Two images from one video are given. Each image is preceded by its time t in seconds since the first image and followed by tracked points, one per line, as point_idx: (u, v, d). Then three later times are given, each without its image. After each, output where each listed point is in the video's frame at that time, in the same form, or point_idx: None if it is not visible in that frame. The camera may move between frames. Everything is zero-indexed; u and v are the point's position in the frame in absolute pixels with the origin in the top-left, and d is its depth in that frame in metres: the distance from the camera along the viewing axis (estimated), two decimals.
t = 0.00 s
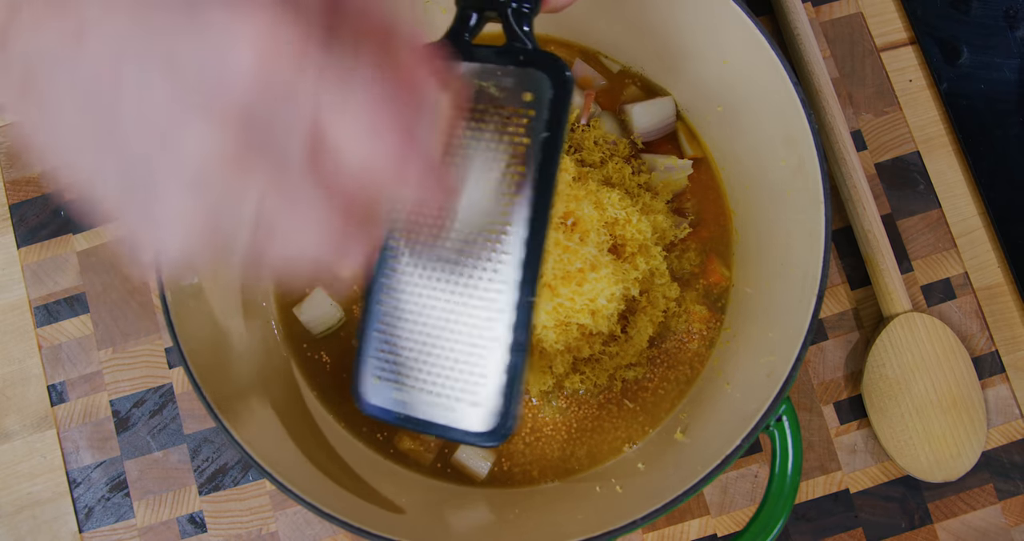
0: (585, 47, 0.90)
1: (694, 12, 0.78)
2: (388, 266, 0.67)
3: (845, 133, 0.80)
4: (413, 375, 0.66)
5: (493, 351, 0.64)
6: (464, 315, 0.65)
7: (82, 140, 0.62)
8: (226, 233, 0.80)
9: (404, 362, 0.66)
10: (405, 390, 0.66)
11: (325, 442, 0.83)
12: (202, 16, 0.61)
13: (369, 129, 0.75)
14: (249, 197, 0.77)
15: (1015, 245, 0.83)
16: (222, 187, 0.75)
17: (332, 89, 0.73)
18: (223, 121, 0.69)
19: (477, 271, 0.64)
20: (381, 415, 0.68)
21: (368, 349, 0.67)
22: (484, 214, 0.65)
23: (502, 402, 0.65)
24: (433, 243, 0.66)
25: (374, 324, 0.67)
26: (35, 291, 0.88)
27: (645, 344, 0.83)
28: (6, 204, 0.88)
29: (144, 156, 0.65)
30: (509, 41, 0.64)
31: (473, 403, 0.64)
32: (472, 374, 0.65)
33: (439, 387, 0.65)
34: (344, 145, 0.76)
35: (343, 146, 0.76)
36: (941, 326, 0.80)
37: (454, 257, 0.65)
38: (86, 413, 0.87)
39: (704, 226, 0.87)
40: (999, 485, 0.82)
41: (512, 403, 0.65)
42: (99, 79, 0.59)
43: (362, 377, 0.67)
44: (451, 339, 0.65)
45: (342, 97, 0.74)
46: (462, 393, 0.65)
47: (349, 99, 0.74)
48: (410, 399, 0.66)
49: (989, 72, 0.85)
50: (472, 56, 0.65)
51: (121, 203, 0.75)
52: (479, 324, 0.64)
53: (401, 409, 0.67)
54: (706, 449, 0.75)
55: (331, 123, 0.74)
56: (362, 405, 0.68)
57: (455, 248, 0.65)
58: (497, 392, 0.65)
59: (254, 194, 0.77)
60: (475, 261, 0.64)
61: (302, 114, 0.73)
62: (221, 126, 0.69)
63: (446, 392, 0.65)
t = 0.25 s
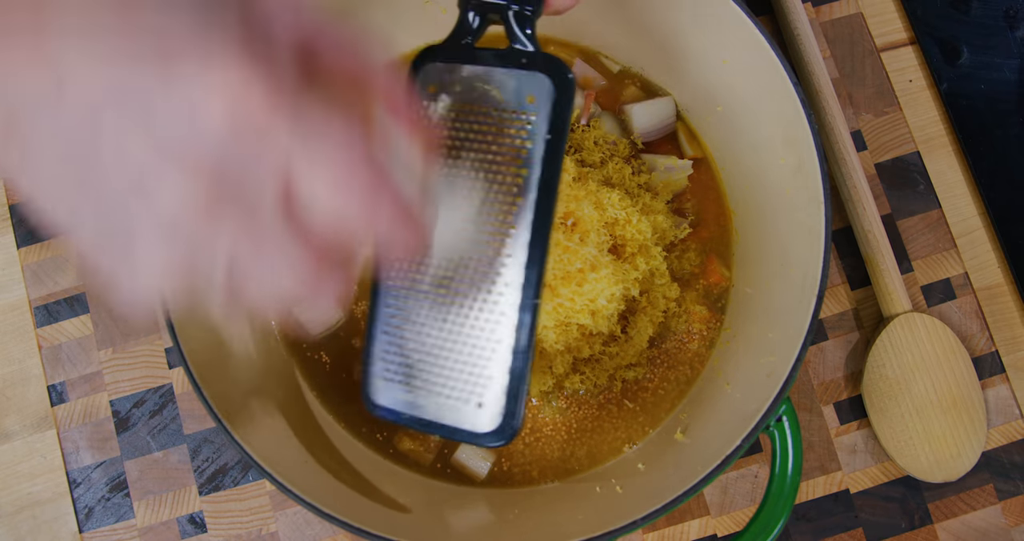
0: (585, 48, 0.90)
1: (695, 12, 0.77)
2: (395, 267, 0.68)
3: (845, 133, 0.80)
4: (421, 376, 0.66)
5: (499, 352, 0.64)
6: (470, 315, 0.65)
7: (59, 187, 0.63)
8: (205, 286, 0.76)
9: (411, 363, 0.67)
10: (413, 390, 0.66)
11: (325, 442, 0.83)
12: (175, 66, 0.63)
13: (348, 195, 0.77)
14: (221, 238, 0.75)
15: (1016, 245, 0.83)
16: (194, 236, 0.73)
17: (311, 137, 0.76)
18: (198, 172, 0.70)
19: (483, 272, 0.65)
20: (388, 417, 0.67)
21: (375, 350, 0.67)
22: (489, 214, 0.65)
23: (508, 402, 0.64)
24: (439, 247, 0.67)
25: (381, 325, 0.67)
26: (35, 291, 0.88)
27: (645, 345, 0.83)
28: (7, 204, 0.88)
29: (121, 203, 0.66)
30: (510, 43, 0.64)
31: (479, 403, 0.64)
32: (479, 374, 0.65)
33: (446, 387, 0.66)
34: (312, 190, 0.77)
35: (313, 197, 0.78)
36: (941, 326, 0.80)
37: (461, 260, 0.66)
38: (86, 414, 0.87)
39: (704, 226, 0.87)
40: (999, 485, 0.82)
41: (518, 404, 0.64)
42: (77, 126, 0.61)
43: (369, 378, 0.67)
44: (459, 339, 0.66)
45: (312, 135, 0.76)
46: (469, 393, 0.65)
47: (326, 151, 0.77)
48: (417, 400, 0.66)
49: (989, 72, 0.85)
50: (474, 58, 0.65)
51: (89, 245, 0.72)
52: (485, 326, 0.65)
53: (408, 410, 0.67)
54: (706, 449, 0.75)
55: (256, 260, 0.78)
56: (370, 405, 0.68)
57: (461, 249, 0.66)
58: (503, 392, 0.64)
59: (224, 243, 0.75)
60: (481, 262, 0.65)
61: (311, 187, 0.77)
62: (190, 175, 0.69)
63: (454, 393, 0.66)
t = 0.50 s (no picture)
0: (585, 47, 0.90)
1: (697, 10, 0.77)
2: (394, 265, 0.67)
3: (845, 133, 0.80)
4: (419, 375, 0.67)
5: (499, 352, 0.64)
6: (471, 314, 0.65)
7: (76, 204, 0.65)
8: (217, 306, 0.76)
9: (410, 362, 0.67)
10: (410, 390, 0.66)
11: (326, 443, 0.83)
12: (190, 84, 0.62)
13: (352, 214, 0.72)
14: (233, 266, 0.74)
15: (1016, 245, 0.83)
16: (210, 256, 0.72)
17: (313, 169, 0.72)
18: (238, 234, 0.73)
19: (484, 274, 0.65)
20: (385, 415, 0.67)
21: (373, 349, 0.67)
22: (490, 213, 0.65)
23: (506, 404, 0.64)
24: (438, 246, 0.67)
25: (380, 324, 0.67)
26: (35, 291, 0.88)
27: (645, 345, 0.82)
28: (6, 204, 0.88)
29: (133, 220, 0.67)
30: (511, 44, 0.64)
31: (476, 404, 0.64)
32: (478, 375, 0.65)
33: (443, 386, 0.66)
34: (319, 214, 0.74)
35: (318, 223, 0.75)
36: (941, 326, 0.80)
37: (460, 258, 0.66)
38: (86, 413, 0.87)
39: (704, 226, 0.87)
40: (999, 485, 0.82)
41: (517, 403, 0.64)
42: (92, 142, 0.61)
43: (367, 377, 0.67)
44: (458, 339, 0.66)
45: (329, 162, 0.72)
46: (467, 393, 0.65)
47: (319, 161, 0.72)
48: (414, 399, 0.66)
49: (989, 72, 0.85)
50: (475, 57, 0.64)
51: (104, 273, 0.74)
52: (485, 325, 0.65)
53: (405, 409, 0.66)
54: (706, 449, 0.75)
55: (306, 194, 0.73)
56: (366, 404, 0.68)
57: (461, 250, 0.66)
58: (501, 393, 0.64)
59: (236, 264, 0.74)
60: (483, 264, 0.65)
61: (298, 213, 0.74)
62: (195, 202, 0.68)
63: (452, 391, 0.65)
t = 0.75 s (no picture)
0: (585, 47, 0.90)
1: (698, 10, 0.77)
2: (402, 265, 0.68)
3: (845, 133, 0.80)
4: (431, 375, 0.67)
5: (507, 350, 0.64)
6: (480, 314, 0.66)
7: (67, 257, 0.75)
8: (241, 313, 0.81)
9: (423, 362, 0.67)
10: (423, 390, 0.67)
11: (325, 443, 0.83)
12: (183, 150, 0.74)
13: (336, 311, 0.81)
14: (266, 280, 0.80)
15: (1016, 245, 0.83)
16: (196, 321, 0.77)
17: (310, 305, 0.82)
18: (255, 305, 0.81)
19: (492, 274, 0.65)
20: (396, 417, 0.67)
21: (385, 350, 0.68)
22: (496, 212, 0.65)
23: (518, 402, 0.63)
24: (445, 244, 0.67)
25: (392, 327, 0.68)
26: (35, 291, 0.88)
27: (645, 345, 0.82)
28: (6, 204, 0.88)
29: (91, 233, 0.74)
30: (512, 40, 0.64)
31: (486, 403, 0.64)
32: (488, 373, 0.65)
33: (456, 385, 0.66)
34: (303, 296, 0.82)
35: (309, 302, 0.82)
36: (941, 326, 0.80)
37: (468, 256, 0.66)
38: (86, 414, 0.87)
39: (704, 226, 0.86)
40: (1000, 486, 0.82)
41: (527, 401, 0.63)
42: (81, 211, 0.73)
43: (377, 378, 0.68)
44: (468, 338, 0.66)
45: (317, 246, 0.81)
46: (478, 392, 0.65)
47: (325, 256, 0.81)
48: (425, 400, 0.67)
49: (989, 72, 0.85)
50: (475, 55, 0.65)
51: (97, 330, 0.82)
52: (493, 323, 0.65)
53: (416, 411, 0.67)
54: (706, 449, 0.75)
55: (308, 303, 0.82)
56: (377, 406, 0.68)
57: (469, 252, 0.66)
58: (512, 392, 0.64)
59: (270, 262, 0.79)
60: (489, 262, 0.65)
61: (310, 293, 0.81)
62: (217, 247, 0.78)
63: (462, 391, 0.66)
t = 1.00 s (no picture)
0: (586, 48, 0.90)
1: (698, 10, 0.77)
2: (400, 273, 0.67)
3: (845, 133, 0.80)
4: (430, 379, 0.66)
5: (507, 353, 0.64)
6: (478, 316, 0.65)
7: (89, 232, 0.52)
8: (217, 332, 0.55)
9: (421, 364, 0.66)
10: (423, 393, 0.66)
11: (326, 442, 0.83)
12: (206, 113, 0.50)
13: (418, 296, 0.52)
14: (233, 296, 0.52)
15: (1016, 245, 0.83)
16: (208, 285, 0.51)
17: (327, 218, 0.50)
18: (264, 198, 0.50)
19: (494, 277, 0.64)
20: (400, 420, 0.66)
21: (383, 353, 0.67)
22: (497, 213, 0.65)
23: (520, 404, 0.63)
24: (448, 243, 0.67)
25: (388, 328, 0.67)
26: (35, 291, 0.88)
27: (645, 345, 0.82)
28: (7, 204, 0.88)
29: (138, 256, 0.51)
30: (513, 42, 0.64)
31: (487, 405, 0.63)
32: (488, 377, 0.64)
33: (456, 389, 0.65)
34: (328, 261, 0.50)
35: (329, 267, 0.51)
36: (941, 327, 0.80)
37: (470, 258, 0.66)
38: (86, 414, 0.87)
39: (704, 226, 0.87)
40: (1000, 486, 0.82)
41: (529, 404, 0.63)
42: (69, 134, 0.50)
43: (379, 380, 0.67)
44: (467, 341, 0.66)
45: (335, 212, 0.48)
46: (479, 396, 0.64)
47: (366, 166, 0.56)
48: (428, 402, 0.65)
49: (989, 72, 0.85)
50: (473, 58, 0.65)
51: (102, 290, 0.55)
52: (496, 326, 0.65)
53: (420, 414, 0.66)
54: (706, 449, 0.75)
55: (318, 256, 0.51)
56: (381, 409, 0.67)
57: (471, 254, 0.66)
58: (512, 396, 0.63)
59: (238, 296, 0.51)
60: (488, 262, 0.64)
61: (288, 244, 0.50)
62: (203, 231, 0.49)
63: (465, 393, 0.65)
